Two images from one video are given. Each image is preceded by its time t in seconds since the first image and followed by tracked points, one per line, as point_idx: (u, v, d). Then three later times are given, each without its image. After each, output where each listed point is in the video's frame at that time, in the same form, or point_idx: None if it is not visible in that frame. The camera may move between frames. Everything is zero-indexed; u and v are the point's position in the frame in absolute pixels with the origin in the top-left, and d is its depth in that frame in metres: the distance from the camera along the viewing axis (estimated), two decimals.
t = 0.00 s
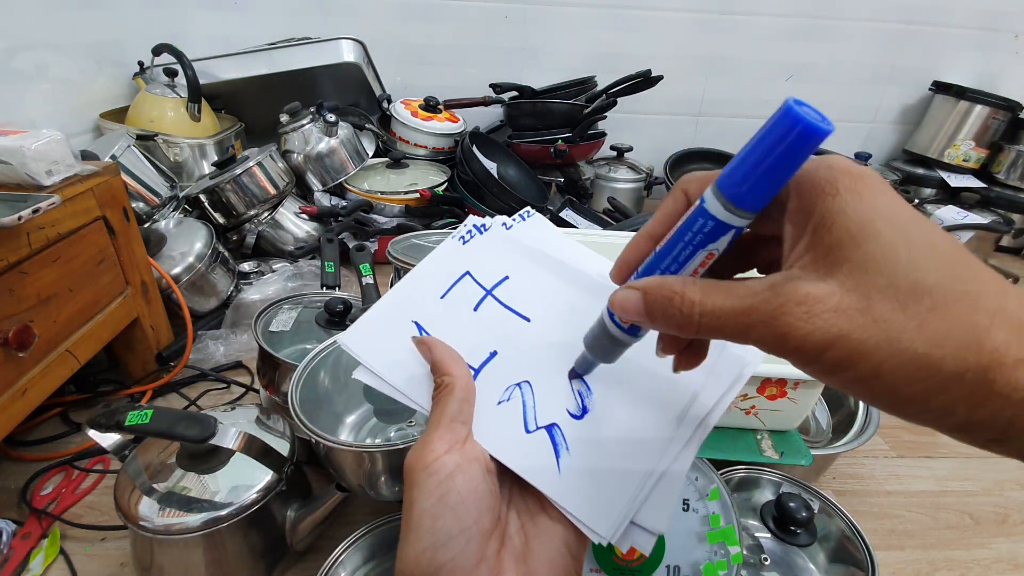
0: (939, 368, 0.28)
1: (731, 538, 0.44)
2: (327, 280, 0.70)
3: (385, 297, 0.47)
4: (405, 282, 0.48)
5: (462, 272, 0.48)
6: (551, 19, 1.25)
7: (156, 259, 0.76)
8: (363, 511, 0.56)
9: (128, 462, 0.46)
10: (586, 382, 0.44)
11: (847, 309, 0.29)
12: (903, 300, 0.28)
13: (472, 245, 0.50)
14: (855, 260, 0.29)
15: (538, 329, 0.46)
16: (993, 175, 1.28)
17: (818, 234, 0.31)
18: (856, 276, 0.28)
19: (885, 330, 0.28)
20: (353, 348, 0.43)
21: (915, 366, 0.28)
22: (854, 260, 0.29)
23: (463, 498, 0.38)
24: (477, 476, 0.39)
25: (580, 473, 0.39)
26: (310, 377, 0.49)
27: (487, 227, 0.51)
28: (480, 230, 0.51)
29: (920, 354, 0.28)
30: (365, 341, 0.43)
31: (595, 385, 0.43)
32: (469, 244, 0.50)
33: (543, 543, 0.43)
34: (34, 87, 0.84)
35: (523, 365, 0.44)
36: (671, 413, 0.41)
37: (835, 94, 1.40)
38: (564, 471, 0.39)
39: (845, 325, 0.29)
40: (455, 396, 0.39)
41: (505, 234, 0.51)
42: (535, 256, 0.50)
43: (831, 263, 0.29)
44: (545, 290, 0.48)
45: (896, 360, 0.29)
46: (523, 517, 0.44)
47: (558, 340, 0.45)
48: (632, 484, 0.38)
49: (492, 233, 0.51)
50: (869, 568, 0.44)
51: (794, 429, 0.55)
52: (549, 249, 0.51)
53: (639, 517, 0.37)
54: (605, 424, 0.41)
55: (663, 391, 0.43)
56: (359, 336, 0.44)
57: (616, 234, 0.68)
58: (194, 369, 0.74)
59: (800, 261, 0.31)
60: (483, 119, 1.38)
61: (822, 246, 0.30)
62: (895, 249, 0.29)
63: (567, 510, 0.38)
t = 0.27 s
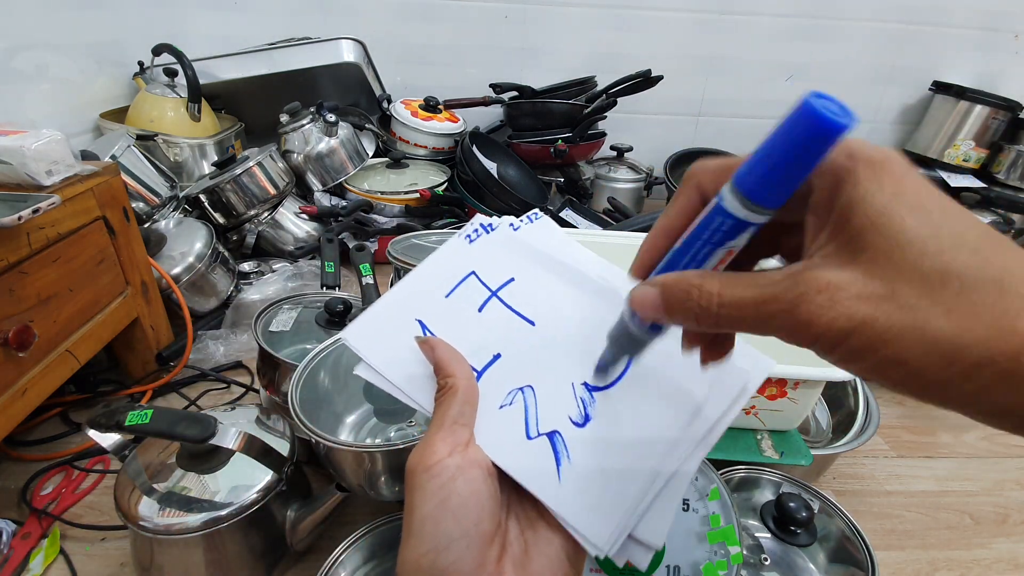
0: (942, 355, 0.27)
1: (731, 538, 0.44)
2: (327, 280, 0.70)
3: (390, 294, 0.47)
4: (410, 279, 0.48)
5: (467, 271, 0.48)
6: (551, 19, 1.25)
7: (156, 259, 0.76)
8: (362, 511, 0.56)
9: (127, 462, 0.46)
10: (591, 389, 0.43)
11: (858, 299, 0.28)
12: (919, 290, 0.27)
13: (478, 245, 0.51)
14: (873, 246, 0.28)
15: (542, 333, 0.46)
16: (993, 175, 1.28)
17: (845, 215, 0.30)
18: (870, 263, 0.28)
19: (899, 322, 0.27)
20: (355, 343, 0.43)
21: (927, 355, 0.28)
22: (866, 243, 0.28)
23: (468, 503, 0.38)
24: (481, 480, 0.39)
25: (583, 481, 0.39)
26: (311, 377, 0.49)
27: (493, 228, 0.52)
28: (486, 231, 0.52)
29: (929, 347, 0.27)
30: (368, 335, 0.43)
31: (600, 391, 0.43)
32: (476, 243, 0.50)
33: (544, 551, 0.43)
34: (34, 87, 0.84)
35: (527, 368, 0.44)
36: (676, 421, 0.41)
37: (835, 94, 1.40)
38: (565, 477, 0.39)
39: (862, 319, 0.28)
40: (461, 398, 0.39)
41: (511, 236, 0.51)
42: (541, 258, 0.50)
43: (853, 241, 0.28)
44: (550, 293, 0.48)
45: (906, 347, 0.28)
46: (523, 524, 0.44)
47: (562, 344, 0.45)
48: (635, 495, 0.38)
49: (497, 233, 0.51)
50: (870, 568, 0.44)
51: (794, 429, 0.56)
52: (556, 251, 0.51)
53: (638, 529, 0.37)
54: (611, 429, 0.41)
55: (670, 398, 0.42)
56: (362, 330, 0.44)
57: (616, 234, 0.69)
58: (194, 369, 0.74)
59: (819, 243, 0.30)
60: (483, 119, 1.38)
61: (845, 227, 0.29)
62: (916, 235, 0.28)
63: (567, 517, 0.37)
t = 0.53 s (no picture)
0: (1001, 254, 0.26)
1: (731, 538, 0.44)
2: (327, 280, 0.70)
3: (402, 280, 0.43)
4: (424, 265, 0.44)
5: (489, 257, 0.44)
6: (551, 19, 1.25)
7: (156, 259, 0.76)
8: (363, 511, 0.56)
9: (127, 461, 0.46)
10: (614, 402, 0.39)
11: (917, 188, 0.27)
12: (988, 186, 0.25)
13: (501, 228, 0.45)
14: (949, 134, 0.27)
15: (567, 334, 0.41)
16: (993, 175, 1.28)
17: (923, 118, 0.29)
18: (937, 150, 0.27)
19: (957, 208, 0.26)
20: (367, 329, 0.40)
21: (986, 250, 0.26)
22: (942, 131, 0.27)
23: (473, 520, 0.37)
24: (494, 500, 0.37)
25: (601, 506, 0.37)
26: (311, 376, 0.50)
27: (518, 210, 0.46)
28: (512, 211, 0.46)
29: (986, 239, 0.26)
30: (379, 324, 0.40)
31: (623, 405, 0.39)
32: (500, 225, 0.45)
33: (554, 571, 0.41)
34: (34, 87, 0.84)
35: (548, 374, 0.40)
36: (702, 452, 0.36)
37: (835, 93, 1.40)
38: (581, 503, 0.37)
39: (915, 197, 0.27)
40: (482, 404, 0.37)
41: (536, 219, 0.45)
42: (572, 243, 0.44)
43: (898, 134, 0.27)
44: (581, 283, 0.42)
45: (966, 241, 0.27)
46: (533, 540, 0.42)
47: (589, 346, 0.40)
48: (654, 529, 0.36)
49: (524, 214, 0.45)
50: (869, 568, 0.44)
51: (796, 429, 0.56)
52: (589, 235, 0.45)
53: (652, 560, 0.36)
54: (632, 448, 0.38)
55: (699, 421, 0.37)
56: (372, 319, 0.40)
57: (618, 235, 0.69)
58: (194, 369, 0.74)
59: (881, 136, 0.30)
60: (483, 119, 1.38)
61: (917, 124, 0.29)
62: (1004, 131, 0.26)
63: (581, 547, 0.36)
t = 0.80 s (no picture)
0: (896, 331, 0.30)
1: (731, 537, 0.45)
2: (327, 280, 0.70)
3: (444, 268, 0.42)
4: (469, 251, 0.43)
5: (537, 250, 0.43)
6: (551, 19, 1.25)
7: (156, 259, 0.76)
8: (363, 511, 0.56)
9: (127, 462, 0.46)
10: (662, 427, 0.41)
11: (799, 296, 0.32)
12: (857, 283, 0.30)
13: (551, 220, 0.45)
14: (814, 237, 0.31)
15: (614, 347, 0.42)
16: (993, 176, 1.28)
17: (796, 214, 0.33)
18: (806, 258, 0.31)
19: (840, 307, 0.31)
20: (401, 323, 0.40)
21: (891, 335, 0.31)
22: (807, 237, 0.32)
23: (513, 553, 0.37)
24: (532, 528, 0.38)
25: (639, 536, 0.40)
26: (311, 376, 0.50)
27: (572, 201, 0.46)
28: (564, 202, 0.46)
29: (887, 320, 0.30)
30: (419, 317, 0.40)
31: (671, 432, 0.41)
32: (549, 215, 0.45)
33: None
34: (34, 87, 0.84)
35: (590, 388, 0.41)
36: (730, 504, 0.40)
37: (835, 93, 1.40)
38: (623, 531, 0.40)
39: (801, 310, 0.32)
40: (530, 422, 0.38)
41: (587, 215, 0.45)
42: (623, 246, 0.44)
43: (772, 248, 0.32)
44: (630, 295, 0.43)
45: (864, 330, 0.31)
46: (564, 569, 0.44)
47: (637, 362, 0.42)
48: (688, 555, 0.40)
49: (573, 210, 0.45)
50: (869, 567, 0.44)
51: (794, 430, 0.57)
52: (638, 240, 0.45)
53: None
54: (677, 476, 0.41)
55: (734, 475, 0.40)
56: (409, 307, 0.40)
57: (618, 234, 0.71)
58: (194, 369, 0.74)
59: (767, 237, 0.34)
60: (483, 119, 1.38)
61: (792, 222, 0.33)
62: (858, 225, 0.30)
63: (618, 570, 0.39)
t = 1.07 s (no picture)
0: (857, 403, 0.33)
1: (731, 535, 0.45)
2: (327, 280, 0.70)
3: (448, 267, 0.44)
4: (476, 250, 0.45)
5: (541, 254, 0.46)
6: (551, 19, 1.25)
7: (156, 260, 0.76)
8: (363, 511, 0.56)
9: (127, 462, 0.46)
10: (664, 427, 0.43)
11: (767, 371, 0.34)
12: (824, 363, 0.32)
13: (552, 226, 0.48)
14: (774, 316, 0.33)
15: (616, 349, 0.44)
16: (993, 175, 1.28)
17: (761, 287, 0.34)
18: (770, 334, 0.33)
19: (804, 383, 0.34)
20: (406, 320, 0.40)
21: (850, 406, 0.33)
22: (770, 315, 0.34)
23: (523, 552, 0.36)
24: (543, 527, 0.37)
25: (646, 536, 0.41)
26: (311, 376, 0.50)
27: (572, 209, 0.48)
28: (564, 210, 0.48)
29: (849, 396, 0.33)
30: (423, 313, 0.41)
31: (672, 431, 0.43)
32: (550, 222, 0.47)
33: None
34: (34, 87, 0.84)
35: (592, 390, 0.43)
36: (732, 505, 0.42)
37: (834, 93, 1.40)
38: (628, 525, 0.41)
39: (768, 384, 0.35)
40: (538, 420, 0.38)
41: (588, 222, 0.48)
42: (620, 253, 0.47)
43: (737, 326, 0.34)
44: (628, 299, 0.45)
45: (827, 402, 0.34)
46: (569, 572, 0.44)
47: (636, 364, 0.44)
48: (691, 555, 0.42)
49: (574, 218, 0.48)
50: (869, 567, 0.44)
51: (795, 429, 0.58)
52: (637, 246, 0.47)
53: None
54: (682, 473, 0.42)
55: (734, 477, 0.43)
56: (414, 304, 0.41)
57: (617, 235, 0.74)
58: (194, 369, 0.74)
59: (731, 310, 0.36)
60: (483, 119, 1.38)
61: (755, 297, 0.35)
62: (817, 304, 0.32)
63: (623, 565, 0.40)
